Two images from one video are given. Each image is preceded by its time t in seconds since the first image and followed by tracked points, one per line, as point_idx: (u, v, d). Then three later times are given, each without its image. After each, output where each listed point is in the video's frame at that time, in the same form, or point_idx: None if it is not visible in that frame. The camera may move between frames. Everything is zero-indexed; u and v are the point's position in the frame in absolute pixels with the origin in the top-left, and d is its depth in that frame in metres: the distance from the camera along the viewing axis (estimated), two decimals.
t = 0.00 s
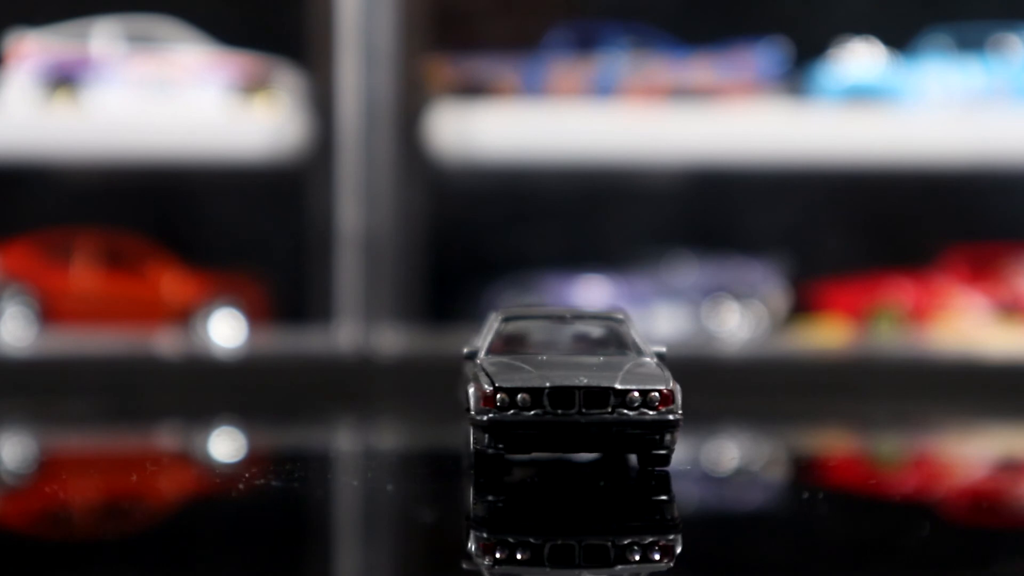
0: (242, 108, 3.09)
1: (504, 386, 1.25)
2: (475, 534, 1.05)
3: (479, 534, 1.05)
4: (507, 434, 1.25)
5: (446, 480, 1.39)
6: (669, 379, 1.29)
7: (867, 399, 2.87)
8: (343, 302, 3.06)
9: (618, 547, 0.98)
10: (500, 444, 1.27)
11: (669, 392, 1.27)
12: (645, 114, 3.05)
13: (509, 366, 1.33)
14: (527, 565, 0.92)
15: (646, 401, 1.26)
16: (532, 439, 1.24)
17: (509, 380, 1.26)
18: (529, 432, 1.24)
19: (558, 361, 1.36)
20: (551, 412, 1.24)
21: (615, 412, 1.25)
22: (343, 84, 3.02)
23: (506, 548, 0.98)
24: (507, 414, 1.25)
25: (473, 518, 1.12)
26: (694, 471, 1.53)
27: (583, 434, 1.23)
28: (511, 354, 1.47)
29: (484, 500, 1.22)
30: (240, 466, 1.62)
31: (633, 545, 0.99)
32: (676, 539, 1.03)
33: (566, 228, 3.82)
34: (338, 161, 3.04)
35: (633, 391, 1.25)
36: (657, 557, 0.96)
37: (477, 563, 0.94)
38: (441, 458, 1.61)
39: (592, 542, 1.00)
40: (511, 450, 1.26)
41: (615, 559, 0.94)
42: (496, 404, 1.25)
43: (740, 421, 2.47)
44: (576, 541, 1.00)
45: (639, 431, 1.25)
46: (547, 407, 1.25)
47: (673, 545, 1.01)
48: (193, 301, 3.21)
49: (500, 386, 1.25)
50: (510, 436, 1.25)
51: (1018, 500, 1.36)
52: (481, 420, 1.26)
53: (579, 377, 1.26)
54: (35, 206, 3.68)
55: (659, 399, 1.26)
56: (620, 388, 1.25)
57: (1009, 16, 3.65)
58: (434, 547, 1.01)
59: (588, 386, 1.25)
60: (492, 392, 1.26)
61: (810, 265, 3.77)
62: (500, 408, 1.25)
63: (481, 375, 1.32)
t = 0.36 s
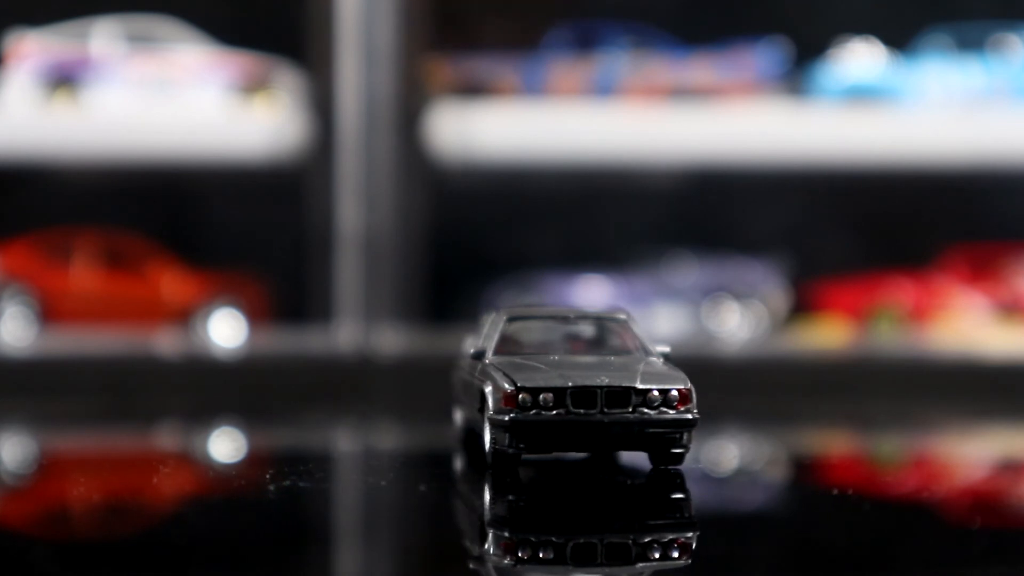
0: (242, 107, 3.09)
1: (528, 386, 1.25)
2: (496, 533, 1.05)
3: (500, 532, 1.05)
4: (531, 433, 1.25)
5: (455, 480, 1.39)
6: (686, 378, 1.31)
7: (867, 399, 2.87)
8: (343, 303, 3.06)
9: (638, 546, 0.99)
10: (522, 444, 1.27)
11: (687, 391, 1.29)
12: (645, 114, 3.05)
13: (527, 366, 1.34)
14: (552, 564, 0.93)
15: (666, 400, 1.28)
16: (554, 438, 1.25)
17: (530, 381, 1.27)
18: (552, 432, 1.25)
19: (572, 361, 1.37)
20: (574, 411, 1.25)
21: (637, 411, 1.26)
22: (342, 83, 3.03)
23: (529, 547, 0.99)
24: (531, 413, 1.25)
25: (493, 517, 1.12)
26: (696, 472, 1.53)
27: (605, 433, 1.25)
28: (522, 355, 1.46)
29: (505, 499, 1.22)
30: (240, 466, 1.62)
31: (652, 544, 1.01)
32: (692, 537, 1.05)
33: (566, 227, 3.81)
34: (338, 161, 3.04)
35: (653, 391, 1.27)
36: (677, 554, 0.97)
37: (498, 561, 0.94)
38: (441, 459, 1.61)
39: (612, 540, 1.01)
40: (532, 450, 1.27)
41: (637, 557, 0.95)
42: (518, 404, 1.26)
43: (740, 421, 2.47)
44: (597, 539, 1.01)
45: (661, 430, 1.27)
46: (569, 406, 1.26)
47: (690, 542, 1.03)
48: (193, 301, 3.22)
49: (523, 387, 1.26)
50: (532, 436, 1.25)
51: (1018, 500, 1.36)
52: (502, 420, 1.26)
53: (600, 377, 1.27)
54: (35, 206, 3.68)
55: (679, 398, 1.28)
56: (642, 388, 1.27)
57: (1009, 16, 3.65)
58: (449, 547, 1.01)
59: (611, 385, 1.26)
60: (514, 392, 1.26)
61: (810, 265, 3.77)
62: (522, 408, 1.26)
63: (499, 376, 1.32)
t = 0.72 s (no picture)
0: (242, 107, 3.10)
1: (549, 386, 1.25)
2: (513, 533, 1.05)
3: (519, 532, 1.05)
4: (551, 432, 1.25)
5: (457, 480, 1.39)
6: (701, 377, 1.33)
7: (868, 398, 2.87)
8: (343, 302, 3.06)
9: (656, 543, 1.00)
10: (541, 443, 1.27)
11: (703, 390, 1.31)
12: (646, 113, 3.05)
13: (543, 366, 1.34)
14: (574, 562, 0.93)
15: (683, 399, 1.29)
16: (576, 437, 1.26)
17: (550, 380, 1.27)
18: (573, 431, 1.25)
19: (585, 361, 1.37)
20: (595, 411, 1.26)
21: (656, 410, 1.27)
22: (343, 83, 3.02)
23: (550, 546, 0.99)
24: (554, 413, 1.25)
25: (511, 517, 1.13)
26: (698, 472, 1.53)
27: (625, 432, 1.26)
28: (531, 355, 1.46)
29: (523, 498, 1.22)
30: (239, 466, 1.62)
31: (668, 541, 1.02)
32: (706, 535, 1.06)
33: (566, 227, 3.81)
34: (338, 161, 3.04)
35: (671, 390, 1.29)
36: (694, 551, 0.98)
37: (517, 560, 0.95)
38: (439, 458, 1.61)
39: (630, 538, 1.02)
40: (550, 449, 1.27)
41: (655, 555, 0.96)
42: (539, 403, 1.26)
43: (740, 421, 2.47)
44: (616, 538, 1.02)
45: (680, 428, 1.28)
46: (590, 405, 1.26)
47: (705, 540, 1.04)
48: (193, 301, 3.22)
49: (545, 386, 1.25)
50: (552, 435, 1.25)
51: (1019, 500, 1.36)
52: (523, 419, 1.25)
53: (619, 377, 1.28)
54: (34, 206, 3.68)
55: (695, 397, 1.30)
56: (661, 387, 1.28)
57: (1009, 15, 3.65)
58: (470, 545, 1.01)
59: (630, 384, 1.27)
60: (535, 391, 1.26)
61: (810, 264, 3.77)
62: (544, 408, 1.26)
63: (516, 376, 1.32)
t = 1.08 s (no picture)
0: (243, 108, 3.10)
1: (572, 386, 1.26)
2: (529, 531, 1.06)
3: (540, 530, 1.06)
4: (573, 432, 1.26)
5: (460, 479, 1.39)
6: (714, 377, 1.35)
7: (867, 399, 2.88)
8: (343, 303, 3.07)
9: (672, 540, 1.02)
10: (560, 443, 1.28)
11: (717, 389, 1.34)
12: (646, 113, 3.05)
13: (559, 366, 1.35)
14: (598, 560, 0.94)
15: (698, 397, 1.32)
16: (596, 436, 1.27)
17: (571, 379, 1.28)
18: (593, 430, 1.27)
19: (598, 361, 1.39)
20: (616, 410, 1.27)
21: (673, 409, 1.30)
22: (343, 84, 3.03)
23: (572, 544, 1.00)
24: (576, 413, 1.26)
25: (525, 515, 1.13)
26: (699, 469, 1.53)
27: (646, 430, 1.28)
28: (540, 355, 1.46)
29: (540, 497, 1.22)
30: (240, 466, 1.62)
31: (683, 538, 1.03)
32: (719, 531, 1.08)
33: (566, 228, 3.82)
34: (338, 161, 3.04)
35: (688, 389, 1.31)
36: (710, 548, 1.00)
37: (538, 558, 0.95)
38: (440, 458, 1.61)
39: (647, 535, 1.03)
40: (569, 449, 1.28)
41: (674, 552, 0.98)
42: (560, 403, 1.26)
43: (741, 421, 2.47)
44: (635, 536, 1.03)
45: (697, 426, 1.30)
46: (611, 405, 1.28)
47: (720, 536, 1.06)
48: (193, 301, 3.23)
49: (567, 386, 1.26)
50: (573, 434, 1.26)
51: (1018, 500, 1.36)
52: (543, 419, 1.26)
53: (638, 376, 1.30)
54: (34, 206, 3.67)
55: (710, 396, 1.32)
56: (679, 386, 1.30)
57: (1010, 16, 3.65)
58: (491, 544, 1.02)
59: (649, 384, 1.29)
60: (557, 391, 1.27)
61: (810, 265, 3.77)
62: (566, 408, 1.26)
63: (534, 376, 1.33)
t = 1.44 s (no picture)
0: (243, 108, 3.10)
1: (593, 386, 1.27)
2: (543, 530, 1.06)
3: (559, 529, 1.06)
4: (592, 431, 1.27)
5: (462, 479, 1.39)
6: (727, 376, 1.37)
7: (867, 399, 2.88)
8: (343, 303, 3.07)
9: (687, 538, 1.03)
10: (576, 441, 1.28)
11: (730, 388, 1.35)
12: (646, 113, 3.05)
13: (574, 365, 1.36)
14: (618, 558, 0.95)
15: (713, 396, 1.33)
16: (614, 434, 1.28)
17: (591, 379, 1.28)
18: (611, 429, 1.28)
19: (609, 361, 1.39)
20: (634, 409, 1.29)
21: (689, 408, 1.31)
22: (343, 84, 3.03)
23: (592, 542, 1.00)
24: (596, 413, 1.27)
25: (537, 514, 1.14)
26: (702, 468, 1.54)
27: (663, 429, 1.29)
28: (549, 355, 1.47)
29: (551, 496, 1.23)
30: (240, 466, 1.62)
31: (696, 536, 1.04)
32: (730, 528, 1.09)
33: (566, 228, 3.81)
34: (339, 161, 3.04)
35: (704, 388, 1.32)
36: (724, 545, 1.01)
37: (555, 556, 0.96)
38: (431, 458, 1.60)
39: (662, 533, 1.04)
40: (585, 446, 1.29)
41: (689, 549, 0.99)
42: (580, 402, 1.27)
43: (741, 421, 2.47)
44: (651, 533, 1.04)
45: (713, 425, 1.32)
46: (629, 404, 1.29)
47: (732, 533, 1.07)
48: (193, 301, 3.23)
49: (587, 385, 1.27)
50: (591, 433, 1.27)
51: (1018, 500, 1.36)
52: (563, 418, 1.26)
53: (656, 376, 1.31)
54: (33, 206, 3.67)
55: (724, 394, 1.34)
56: (696, 385, 1.31)
57: (1010, 16, 3.66)
58: (511, 542, 1.02)
59: (667, 383, 1.30)
60: (578, 391, 1.27)
61: (810, 265, 3.77)
62: (586, 407, 1.27)
63: (551, 376, 1.33)
